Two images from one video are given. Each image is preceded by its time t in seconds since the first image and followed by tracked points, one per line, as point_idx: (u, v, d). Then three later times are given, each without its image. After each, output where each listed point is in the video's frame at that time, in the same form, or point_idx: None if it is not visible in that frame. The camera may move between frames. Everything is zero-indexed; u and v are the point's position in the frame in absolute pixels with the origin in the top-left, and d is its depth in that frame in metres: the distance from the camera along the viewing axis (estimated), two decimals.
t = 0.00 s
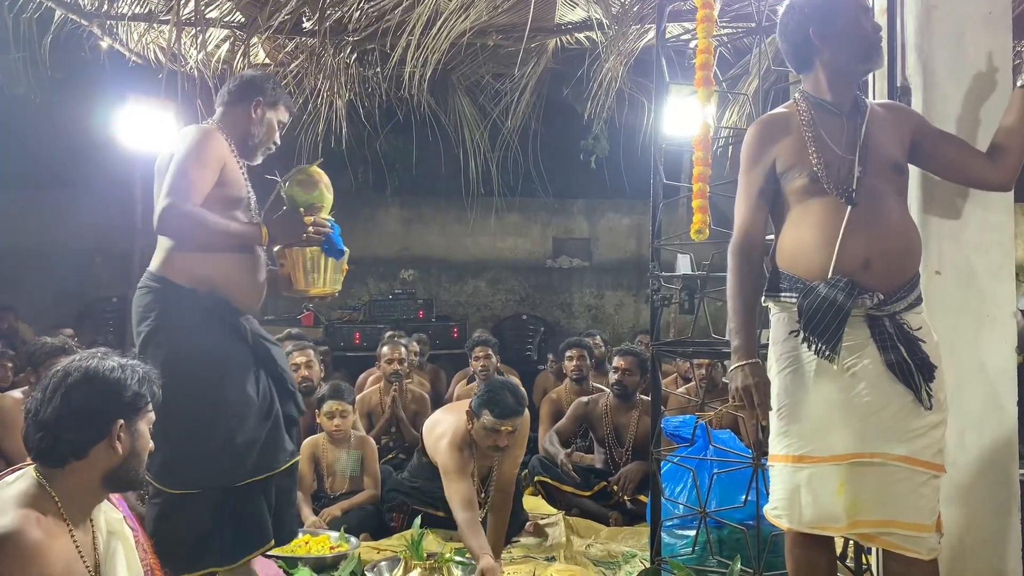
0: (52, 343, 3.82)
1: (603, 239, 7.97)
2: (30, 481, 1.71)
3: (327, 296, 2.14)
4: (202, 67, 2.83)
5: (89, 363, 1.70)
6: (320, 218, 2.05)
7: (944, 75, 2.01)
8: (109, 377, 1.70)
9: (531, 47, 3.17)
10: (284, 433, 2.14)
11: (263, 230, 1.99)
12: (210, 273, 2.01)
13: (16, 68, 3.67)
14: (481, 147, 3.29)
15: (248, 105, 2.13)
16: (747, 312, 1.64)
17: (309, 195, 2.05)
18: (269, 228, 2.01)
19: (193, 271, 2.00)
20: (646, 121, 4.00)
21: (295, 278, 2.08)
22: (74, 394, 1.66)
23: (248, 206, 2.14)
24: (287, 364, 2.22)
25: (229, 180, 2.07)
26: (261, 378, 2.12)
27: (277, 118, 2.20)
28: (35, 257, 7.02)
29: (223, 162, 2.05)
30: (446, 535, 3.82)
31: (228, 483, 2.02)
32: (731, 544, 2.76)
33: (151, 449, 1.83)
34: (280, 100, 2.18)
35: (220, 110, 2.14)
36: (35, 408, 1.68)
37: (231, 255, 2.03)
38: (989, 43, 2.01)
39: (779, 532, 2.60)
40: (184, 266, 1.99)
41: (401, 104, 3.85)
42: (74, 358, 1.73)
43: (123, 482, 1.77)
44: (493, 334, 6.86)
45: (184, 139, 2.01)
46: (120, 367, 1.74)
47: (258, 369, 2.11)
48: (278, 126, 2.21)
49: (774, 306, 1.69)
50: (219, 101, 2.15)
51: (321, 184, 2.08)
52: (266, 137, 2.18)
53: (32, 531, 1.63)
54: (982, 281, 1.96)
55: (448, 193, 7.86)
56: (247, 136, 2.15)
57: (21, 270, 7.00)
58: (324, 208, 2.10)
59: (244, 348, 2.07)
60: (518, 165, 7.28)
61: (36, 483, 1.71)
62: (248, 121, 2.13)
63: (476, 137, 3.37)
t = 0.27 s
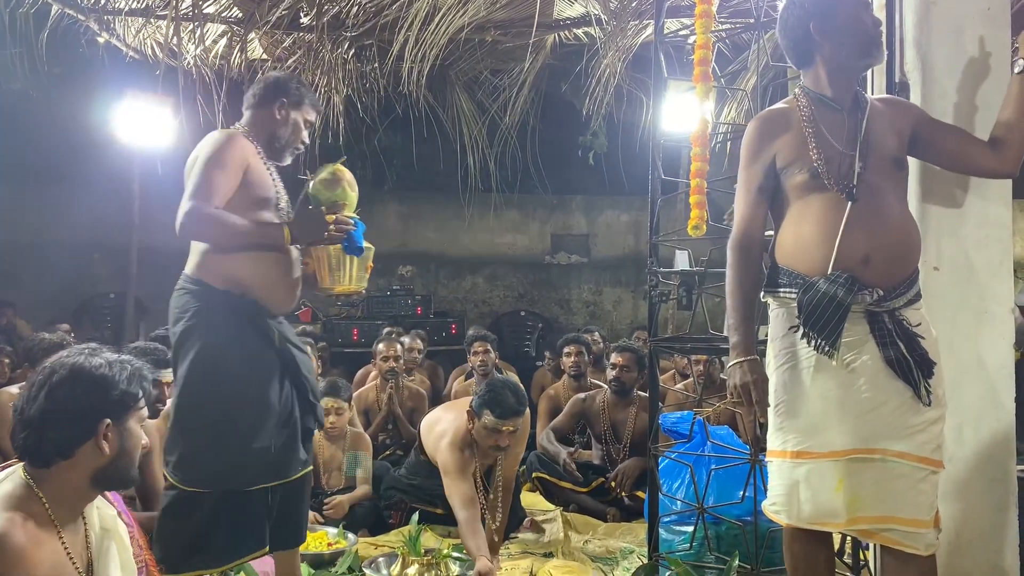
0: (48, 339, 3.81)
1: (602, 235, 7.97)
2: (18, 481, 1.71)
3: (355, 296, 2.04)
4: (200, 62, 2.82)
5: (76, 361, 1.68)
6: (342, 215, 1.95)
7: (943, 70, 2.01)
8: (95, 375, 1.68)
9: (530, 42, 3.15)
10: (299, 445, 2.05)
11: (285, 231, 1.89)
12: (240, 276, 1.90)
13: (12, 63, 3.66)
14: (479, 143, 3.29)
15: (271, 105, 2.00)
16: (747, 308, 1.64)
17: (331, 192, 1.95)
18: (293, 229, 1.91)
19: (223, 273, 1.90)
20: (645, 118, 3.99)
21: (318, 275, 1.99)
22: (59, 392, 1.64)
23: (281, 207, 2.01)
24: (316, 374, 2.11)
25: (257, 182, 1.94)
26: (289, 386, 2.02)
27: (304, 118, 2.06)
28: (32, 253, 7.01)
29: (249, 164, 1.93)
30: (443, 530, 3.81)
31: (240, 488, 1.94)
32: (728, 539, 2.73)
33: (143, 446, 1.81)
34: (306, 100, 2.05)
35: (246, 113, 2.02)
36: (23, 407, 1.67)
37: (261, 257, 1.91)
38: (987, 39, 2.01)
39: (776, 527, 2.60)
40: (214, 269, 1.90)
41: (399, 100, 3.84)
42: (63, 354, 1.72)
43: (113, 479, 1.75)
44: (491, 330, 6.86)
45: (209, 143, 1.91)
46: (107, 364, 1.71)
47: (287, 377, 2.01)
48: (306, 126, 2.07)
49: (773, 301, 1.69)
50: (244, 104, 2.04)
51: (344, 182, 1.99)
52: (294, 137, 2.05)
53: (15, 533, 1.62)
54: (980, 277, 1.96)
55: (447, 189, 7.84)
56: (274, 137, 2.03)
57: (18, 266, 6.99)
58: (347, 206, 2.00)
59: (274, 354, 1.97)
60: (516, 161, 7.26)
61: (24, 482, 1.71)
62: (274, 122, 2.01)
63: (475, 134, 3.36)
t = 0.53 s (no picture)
0: (43, 335, 3.79)
1: (599, 232, 7.97)
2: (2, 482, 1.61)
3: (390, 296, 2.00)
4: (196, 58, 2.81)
5: (61, 358, 1.57)
6: (375, 213, 1.92)
7: (940, 66, 2.01)
8: (81, 373, 1.57)
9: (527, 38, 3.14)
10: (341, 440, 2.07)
11: (318, 230, 1.89)
12: (283, 274, 1.92)
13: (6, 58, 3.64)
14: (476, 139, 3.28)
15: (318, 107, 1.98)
16: (745, 304, 1.64)
17: (363, 191, 1.93)
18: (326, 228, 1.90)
19: (264, 268, 1.92)
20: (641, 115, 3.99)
21: (350, 275, 1.95)
22: (43, 391, 1.54)
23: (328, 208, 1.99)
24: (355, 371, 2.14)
25: (301, 182, 1.94)
26: (331, 382, 2.04)
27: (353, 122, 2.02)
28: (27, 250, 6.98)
29: (294, 164, 1.93)
30: (441, 527, 3.84)
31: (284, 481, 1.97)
32: (725, 536, 2.76)
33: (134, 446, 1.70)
34: (354, 103, 2.02)
35: (297, 115, 2.02)
36: (6, 406, 1.57)
37: (303, 256, 1.91)
38: (985, 35, 2.00)
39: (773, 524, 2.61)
40: (256, 264, 1.92)
41: (396, 97, 3.83)
42: (46, 351, 1.61)
43: (102, 480, 1.65)
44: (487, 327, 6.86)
45: (256, 140, 1.93)
46: (93, 361, 1.61)
47: (329, 373, 2.03)
48: (354, 130, 2.04)
49: (771, 297, 1.69)
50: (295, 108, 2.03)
51: (380, 182, 1.95)
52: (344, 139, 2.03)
53: None
54: (978, 272, 1.96)
55: (443, 185, 7.83)
56: (321, 139, 2.00)
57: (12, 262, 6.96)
58: (383, 206, 1.96)
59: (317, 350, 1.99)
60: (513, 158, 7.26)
61: (8, 484, 1.61)
62: (321, 124, 1.99)
63: (472, 131, 3.36)
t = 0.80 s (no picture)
0: (40, 332, 3.79)
1: (596, 230, 7.98)
2: None
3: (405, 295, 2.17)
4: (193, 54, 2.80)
5: (49, 356, 1.56)
6: (394, 216, 2.06)
7: (938, 63, 2.01)
8: (70, 371, 1.56)
9: (525, 36, 3.13)
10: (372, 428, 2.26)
11: (337, 231, 2.02)
12: (305, 273, 2.05)
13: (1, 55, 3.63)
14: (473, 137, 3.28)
15: (340, 108, 2.13)
16: (743, 303, 1.63)
17: (385, 193, 2.06)
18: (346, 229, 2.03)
19: (283, 268, 2.05)
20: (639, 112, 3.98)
21: (370, 275, 2.13)
22: (31, 389, 1.53)
23: (344, 209, 2.14)
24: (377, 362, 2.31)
25: (319, 184, 2.09)
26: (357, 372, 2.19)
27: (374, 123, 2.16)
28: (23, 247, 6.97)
29: (314, 167, 2.08)
30: (438, 525, 3.84)
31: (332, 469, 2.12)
32: (722, 534, 2.78)
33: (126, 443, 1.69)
34: (375, 104, 2.16)
35: (321, 116, 2.16)
36: None
37: (323, 254, 2.05)
38: (983, 33, 2.01)
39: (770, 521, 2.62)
40: (279, 264, 2.05)
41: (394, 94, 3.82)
42: (36, 349, 1.60)
43: (94, 479, 1.64)
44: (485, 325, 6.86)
45: (277, 145, 2.07)
46: (83, 359, 1.59)
47: (355, 364, 2.18)
48: (375, 130, 2.17)
49: (768, 295, 1.69)
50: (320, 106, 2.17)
51: (399, 185, 2.10)
52: (363, 140, 2.15)
53: None
54: (975, 270, 1.97)
55: (441, 183, 7.82)
56: (342, 139, 2.14)
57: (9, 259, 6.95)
58: (403, 208, 2.11)
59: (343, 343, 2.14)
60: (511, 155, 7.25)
61: None
62: (342, 126, 2.13)
63: (470, 128, 3.35)
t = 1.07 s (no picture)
0: (37, 329, 3.78)
1: (595, 228, 7.97)
2: None
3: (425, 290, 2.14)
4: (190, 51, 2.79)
5: (44, 353, 1.57)
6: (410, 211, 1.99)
7: (937, 60, 2.01)
8: (64, 367, 1.57)
9: (523, 33, 3.13)
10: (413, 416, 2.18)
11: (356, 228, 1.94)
12: (330, 269, 2.04)
13: None
14: (471, 135, 3.28)
15: (351, 103, 2.09)
16: (741, 300, 1.63)
17: (402, 188, 2.02)
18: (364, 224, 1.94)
19: (308, 266, 2.04)
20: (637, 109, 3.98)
21: (389, 272, 2.10)
22: (26, 385, 1.53)
23: (361, 205, 2.12)
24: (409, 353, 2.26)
25: (334, 181, 2.06)
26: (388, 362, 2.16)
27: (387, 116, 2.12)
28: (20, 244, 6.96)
29: (328, 164, 2.04)
30: (436, 523, 3.84)
31: (377, 462, 2.05)
32: (720, 531, 2.78)
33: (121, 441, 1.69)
34: (388, 96, 2.12)
35: (333, 114, 2.14)
36: None
37: (345, 252, 2.04)
38: (982, 30, 2.00)
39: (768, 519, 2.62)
40: (304, 263, 2.04)
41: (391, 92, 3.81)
42: (31, 347, 1.61)
43: (89, 477, 1.64)
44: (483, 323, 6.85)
45: (291, 144, 2.02)
46: (77, 355, 1.60)
47: (385, 355, 2.15)
48: (388, 123, 2.14)
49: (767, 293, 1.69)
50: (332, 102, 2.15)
51: (417, 180, 2.05)
52: (378, 134, 2.13)
53: None
54: (972, 268, 1.97)
55: (439, 180, 7.80)
56: (356, 135, 2.12)
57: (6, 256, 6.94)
58: (420, 203, 2.05)
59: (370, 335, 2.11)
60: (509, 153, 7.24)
61: None
62: (355, 122, 2.10)
63: (468, 125, 3.34)
